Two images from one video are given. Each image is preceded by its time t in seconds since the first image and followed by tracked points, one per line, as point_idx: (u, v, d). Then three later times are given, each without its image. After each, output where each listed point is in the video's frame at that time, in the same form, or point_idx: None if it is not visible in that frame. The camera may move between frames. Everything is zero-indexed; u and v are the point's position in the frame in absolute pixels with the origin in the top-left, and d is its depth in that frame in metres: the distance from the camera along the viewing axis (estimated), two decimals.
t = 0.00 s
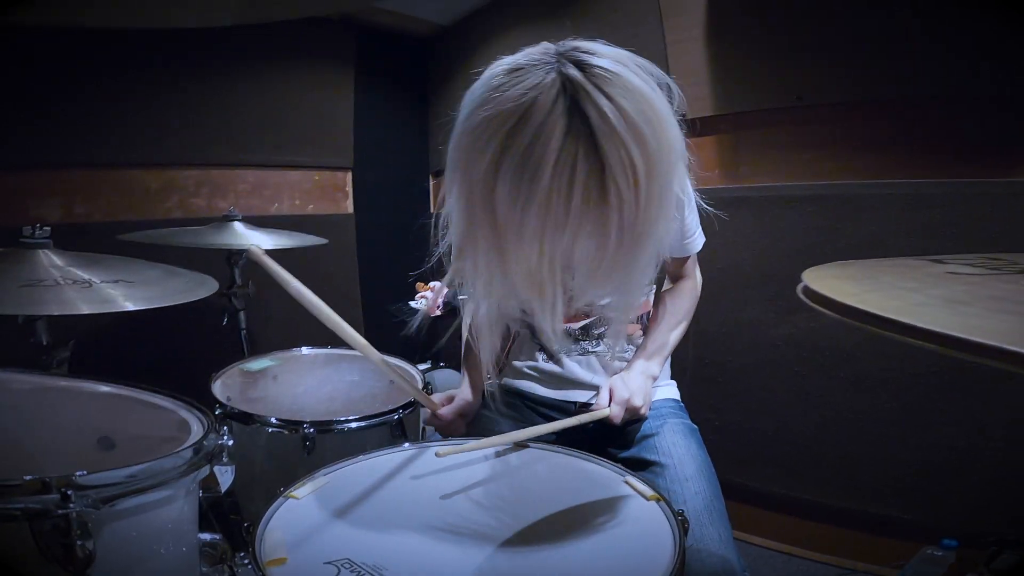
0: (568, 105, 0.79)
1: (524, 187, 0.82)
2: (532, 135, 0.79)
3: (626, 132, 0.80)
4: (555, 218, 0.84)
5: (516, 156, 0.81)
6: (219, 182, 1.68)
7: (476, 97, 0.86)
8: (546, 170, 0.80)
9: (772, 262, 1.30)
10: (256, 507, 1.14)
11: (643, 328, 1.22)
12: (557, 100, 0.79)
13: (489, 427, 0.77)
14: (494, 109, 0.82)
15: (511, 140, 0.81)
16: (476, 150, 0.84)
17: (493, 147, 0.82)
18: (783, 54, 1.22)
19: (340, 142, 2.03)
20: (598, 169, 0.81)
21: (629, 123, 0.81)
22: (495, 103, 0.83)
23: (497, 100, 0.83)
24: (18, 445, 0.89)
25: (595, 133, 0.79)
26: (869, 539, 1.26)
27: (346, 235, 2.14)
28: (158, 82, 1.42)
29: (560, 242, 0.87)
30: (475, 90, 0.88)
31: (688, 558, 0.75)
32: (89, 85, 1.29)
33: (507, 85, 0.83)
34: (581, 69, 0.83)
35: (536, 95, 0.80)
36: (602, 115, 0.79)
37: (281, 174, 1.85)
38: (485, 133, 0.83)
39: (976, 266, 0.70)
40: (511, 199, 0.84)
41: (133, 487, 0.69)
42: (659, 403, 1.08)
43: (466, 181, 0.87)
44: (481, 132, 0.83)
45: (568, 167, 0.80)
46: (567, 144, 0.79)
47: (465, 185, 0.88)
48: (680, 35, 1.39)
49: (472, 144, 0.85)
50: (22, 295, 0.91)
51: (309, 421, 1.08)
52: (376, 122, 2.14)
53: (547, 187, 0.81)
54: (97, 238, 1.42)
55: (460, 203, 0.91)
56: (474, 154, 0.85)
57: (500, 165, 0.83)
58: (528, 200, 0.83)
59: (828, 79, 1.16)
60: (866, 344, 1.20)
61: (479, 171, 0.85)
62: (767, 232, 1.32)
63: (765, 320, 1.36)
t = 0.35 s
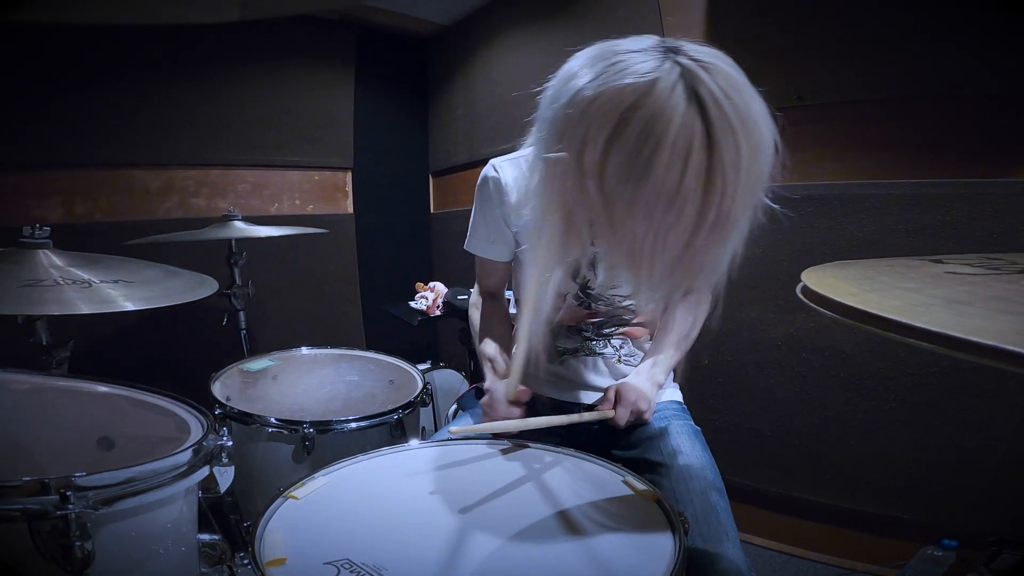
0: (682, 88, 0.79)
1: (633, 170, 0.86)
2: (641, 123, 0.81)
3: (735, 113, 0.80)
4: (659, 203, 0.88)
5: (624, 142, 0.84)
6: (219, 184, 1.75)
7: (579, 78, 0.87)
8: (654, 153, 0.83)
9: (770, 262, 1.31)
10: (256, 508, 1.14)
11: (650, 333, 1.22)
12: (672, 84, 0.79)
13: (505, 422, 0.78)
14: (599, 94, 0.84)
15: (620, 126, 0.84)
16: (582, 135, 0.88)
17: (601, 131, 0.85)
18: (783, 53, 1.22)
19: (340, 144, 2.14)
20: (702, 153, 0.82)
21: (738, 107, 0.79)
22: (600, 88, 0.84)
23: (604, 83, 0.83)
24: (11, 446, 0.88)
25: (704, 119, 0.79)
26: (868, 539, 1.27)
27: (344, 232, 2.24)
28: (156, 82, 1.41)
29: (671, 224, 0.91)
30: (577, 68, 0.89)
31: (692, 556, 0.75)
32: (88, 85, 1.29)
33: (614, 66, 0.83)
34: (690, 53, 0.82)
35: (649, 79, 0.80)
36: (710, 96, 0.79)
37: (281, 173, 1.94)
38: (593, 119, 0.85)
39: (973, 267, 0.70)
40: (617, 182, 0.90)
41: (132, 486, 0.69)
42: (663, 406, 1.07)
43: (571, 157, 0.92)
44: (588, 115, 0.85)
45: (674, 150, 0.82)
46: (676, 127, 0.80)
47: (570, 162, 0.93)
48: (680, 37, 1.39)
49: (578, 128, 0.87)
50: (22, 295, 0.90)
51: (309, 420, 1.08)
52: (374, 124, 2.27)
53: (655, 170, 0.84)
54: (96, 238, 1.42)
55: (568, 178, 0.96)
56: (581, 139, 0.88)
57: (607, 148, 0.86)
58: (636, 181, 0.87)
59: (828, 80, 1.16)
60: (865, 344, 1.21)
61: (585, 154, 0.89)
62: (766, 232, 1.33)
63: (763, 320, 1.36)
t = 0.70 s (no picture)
0: (750, 91, 0.70)
1: (699, 181, 0.72)
2: (714, 126, 0.69)
3: (795, 121, 0.72)
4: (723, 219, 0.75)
5: (690, 148, 0.71)
6: (218, 183, 1.78)
7: (629, 81, 0.76)
8: (727, 161, 0.70)
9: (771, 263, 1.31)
10: (256, 508, 1.14)
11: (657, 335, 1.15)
12: (740, 85, 0.70)
13: (496, 439, 0.77)
14: (660, 92, 0.71)
15: (686, 129, 0.71)
16: (637, 139, 0.74)
17: (663, 136, 0.72)
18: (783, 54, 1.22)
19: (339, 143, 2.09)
20: (771, 162, 0.71)
21: (794, 114, 0.73)
22: (662, 86, 0.71)
23: (667, 81, 0.71)
24: (14, 445, 0.88)
25: (770, 125, 0.70)
26: (869, 539, 1.27)
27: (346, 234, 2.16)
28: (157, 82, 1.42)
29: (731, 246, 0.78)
30: (624, 73, 0.78)
31: (694, 556, 0.75)
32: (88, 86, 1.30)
33: (672, 66, 0.73)
34: (744, 59, 0.75)
35: (715, 80, 0.70)
36: (774, 100, 0.71)
37: (281, 174, 1.94)
38: (653, 120, 0.72)
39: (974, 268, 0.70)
40: (677, 193, 0.75)
41: (132, 487, 0.69)
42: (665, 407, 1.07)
43: (622, 164, 0.78)
44: (646, 116, 0.72)
45: (749, 158, 0.70)
46: (750, 131, 0.69)
47: (620, 171, 0.80)
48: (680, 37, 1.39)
49: (634, 133, 0.74)
50: (22, 294, 0.90)
51: (309, 421, 1.08)
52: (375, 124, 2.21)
53: (725, 181, 0.71)
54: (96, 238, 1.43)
55: (614, 189, 0.82)
56: (637, 144, 0.74)
57: (670, 155, 0.73)
58: (701, 195, 0.73)
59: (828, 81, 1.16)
60: (864, 344, 1.21)
61: (642, 158, 0.75)
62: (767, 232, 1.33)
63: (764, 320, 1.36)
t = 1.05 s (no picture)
0: (774, 94, 0.70)
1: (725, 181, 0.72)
2: (742, 127, 0.68)
3: (814, 124, 0.74)
4: (745, 217, 0.75)
5: (718, 149, 0.70)
6: (219, 184, 1.82)
7: (654, 83, 0.74)
8: (753, 161, 0.70)
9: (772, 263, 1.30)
10: (256, 507, 1.14)
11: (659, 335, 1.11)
12: (765, 89, 0.70)
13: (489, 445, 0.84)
14: (690, 93, 0.70)
15: (713, 130, 0.70)
16: (665, 141, 0.72)
17: (692, 137, 0.70)
18: (783, 54, 1.22)
19: (339, 143, 2.09)
20: (791, 162, 0.73)
21: (813, 117, 0.74)
22: (691, 88, 0.70)
23: (695, 83, 0.70)
24: (14, 445, 0.89)
25: (792, 127, 0.71)
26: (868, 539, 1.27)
27: (346, 234, 2.16)
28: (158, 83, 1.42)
29: (750, 243, 0.79)
30: (649, 75, 0.76)
31: (695, 556, 0.74)
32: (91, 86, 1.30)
33: (699, 68, 0.71)
34: (764, 63, 0.75)
35: (741, 83, 0.69)
36: (796, 103, 0.71)
37: (282, 174, 1.96)
38: (682, 121, 0.70)
39: (975, 267, 0.70)
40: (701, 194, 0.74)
41: (131, 486, 0.68)
42: (665, 407, 1.07)
43: (648, 166, 0.76)
44: (675, 117, 0.70)
45: (773, 159, 0.70)
46: (776, 133, 0.69)
47: (643, 172, 0.77)
48: (681, 37, 1.39)
49: (661, 134, 0.72)
50: (21, 294, 0.90)
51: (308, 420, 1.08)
52: (375, 124, 2.21)
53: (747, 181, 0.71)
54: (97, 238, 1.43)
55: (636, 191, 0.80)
56: (664, 145, 0.72)
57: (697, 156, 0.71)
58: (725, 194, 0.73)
59: (828, 81, 1.17)
60: (866, 345, 1.21)
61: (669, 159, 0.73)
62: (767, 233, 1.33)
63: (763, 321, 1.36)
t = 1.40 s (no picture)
0: (772, 97, 0.71)
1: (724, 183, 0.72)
2: (740, 130, 0.69)
3: (812, 126, 0.74)
4: (743, 218, 0.75)
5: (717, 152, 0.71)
6: (220, 184, 1.82)
7: (654, 86, 0.74)
8: (751, 164, 0.70)
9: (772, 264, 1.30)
10: (256, 507, 1.14)
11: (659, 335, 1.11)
12: (763, 92, 0.70)
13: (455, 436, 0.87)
14: (689, 97, 0.70)
15: (712, 133, 0.70)
16: (665, 144, 0.72)
17: (691, 140, 0.71)
18: (784, 55, 1.21)
19: (339, 143, 2.09)
20: (790, 164, 0.73)
21: (811, 120, 0.74)
22: (690, 91, 0.70)
23: (695, 87, 0.70)
24: (15, 445, 0.89)
25: (790, 130, 0.72)
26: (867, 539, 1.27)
27: (346, 234, 2.16)
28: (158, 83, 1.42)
29: (749, 245, 0.80)
30: (649, 78, 0.76)
31: (693, 557, 0.74)
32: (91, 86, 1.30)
33: (698, 72, 0.72)
34: (763, 66, 0.75)
35: (740, 86, 0.70)
36: (794, 105, 0.72)
37: (281, 174, 1.96)
38: (681, 125, 0.71)
39: (976, 268, 0.70)
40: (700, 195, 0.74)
41: (131, 486, 0.68)
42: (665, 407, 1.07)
43: (648, 168, 0.76)
44: (674, 120, 0.71)
45: (771, 161, 0.71)
46: (774, 135, 0.70)
47: (643, 175, 0.78)
48: (681, 37, 1.39)
49: (661, 136, 0.72)
50: (21, 294, 0.90)
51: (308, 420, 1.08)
52: (375, 123, 2.21)
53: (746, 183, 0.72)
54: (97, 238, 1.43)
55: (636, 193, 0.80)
56: (663, 148, 0.73)
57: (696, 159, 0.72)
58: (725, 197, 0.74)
59: (828, 82, 1.17)
60: (866, 346, 1.21)
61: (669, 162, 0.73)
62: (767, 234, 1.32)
63: (763, 322, 1.36)
